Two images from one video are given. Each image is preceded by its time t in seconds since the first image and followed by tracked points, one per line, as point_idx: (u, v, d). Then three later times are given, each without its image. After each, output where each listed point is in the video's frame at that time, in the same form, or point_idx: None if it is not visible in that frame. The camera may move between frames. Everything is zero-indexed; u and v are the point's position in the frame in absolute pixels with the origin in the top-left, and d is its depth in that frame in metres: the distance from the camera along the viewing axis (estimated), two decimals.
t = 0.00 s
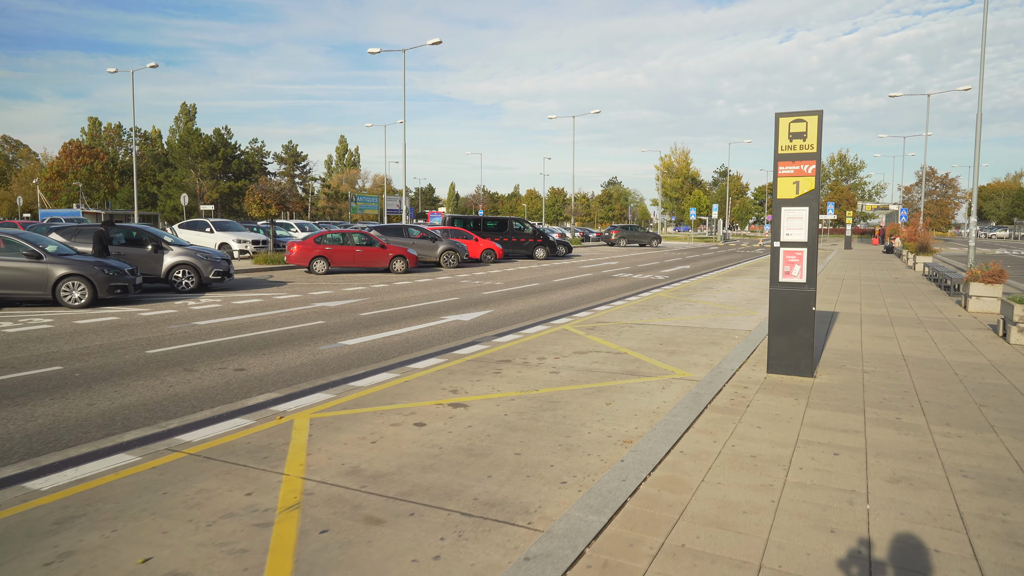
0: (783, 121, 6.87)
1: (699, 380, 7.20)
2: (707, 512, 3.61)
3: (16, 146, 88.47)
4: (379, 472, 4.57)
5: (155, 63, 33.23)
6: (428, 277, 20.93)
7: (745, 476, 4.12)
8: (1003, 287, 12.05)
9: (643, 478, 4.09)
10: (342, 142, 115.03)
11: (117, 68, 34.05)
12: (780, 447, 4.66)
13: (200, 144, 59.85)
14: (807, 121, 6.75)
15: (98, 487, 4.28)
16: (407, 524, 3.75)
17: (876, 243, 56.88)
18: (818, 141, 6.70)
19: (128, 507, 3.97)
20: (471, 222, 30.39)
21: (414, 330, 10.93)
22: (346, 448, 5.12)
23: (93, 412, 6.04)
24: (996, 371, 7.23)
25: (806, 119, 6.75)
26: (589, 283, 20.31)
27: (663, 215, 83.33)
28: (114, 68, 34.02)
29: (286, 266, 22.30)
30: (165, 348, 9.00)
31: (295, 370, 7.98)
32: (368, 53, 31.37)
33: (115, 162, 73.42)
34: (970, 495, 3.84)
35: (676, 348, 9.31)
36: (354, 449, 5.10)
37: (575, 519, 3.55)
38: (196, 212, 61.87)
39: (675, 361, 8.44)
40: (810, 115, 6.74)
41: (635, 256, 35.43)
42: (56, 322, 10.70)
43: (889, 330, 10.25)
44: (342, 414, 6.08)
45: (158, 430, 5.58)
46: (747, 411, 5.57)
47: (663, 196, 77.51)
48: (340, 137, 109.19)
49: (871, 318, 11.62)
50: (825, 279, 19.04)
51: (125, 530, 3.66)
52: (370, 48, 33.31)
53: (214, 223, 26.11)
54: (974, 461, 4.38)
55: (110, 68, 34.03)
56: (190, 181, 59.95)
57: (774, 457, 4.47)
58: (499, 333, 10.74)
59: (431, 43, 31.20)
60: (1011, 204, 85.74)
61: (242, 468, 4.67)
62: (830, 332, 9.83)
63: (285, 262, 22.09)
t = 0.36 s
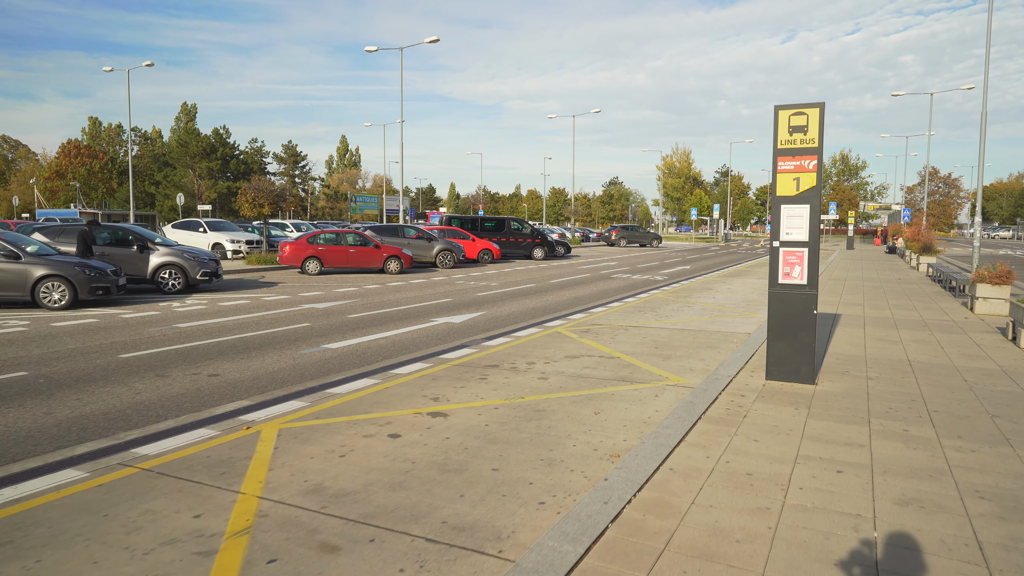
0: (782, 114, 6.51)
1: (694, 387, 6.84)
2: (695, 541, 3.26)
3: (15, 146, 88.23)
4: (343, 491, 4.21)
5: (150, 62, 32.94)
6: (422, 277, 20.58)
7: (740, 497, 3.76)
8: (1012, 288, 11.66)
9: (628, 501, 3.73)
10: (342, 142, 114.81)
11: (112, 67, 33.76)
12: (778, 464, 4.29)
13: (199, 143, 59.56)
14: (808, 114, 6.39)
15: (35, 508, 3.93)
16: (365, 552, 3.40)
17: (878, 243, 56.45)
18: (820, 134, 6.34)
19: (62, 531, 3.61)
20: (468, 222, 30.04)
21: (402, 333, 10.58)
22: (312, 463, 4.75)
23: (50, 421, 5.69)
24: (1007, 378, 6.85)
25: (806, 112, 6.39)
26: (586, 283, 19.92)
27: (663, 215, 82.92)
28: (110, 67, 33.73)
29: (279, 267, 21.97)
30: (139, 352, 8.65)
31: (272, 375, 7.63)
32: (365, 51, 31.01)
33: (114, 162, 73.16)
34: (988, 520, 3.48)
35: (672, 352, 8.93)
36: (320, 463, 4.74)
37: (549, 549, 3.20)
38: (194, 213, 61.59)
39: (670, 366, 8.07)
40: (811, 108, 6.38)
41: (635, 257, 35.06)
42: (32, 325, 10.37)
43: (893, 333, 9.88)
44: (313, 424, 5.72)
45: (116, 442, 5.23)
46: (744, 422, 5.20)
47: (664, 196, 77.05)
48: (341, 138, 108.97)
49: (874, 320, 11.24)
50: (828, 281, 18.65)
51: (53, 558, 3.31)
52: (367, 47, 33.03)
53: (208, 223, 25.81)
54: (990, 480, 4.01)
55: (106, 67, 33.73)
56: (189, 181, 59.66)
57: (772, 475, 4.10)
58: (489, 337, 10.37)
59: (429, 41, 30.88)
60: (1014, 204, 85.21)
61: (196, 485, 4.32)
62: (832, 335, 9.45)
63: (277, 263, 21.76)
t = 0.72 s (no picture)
0: (782, 106, 6.13)
1: (689, 396, 6.45)
2: None
3: (15, 146, 88.02)
4: (298, 516, 3.84)
5: (145, 60, 32.91)
6: (416, 278, 20.21)
7: (732, 527, 3.38)
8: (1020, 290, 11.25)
9: (608, 531, 3.35)
10: (342, 142, 114.52)
11: (108, 65, 33.49)
12: (777, 486, 3.91)
13: (197, 143, 59.25)
14: (809, 106, 6.01)
15: None
16: None
17: (881, 243, 55.97)
18: (823, 128, 5.96)
19: None
20: (466, 222, 29.66)
21: (388, 336, 10.20)
22: (270, 482, 4.37)
23: None
24: (1021, 386, 6.46)
25: (808, 104, 6.01)
26: (583, 284, 19.54)
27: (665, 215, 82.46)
28: (106, 65, 33.46)
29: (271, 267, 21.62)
30: (110, 357, 8.27)
31: (245, 383, 7.24)
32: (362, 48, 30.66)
33: (113, 161, 72.89)
34: (1011, 555, 3.09)
35: (667, 358, 8.54)
36: (278, 483, 4.36)
37: None
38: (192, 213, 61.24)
39: (664, 373, 7.69)
40: (813, 99, 6.00)
41: (634, 257, 34.66)
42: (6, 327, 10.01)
43: (899, 337, 9.48)
44: (279, 437, 5.33)
45: (63, 457, 4.85)
46: (739, 437, 4.81)
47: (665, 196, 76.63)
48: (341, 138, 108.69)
49: (879, 324, 10.84)
50: (830, 282, 18.25)
51: None
52: (364, 45, 32.68)
53: (200, 223, 25.47)
54: (1010, 506, 3.62)
55: (101, 65, 33.48)
56: (187, 181, 59.36)
57: (769, 500, 3.72)
58: (478, 340, 9.99)
59: (426, 39, 30.50)
60: (1017, 204, 84.67)
61: (138, 507, 3.94)
62: (835, 340, 9.05)
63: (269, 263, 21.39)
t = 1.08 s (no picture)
0: (779, 98, 5.75)
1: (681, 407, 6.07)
2: None
3: (14, 146, 87.81)
4: (241, 548, 3.47)
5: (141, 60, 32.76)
6: (410, 279, 19.85)
7: (720, 567, 3.00)
8: None
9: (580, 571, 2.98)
10: (343, 143, 114.24)
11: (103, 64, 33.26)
12: (772, 515, 3.53)
13: (195, 143, 58.96)
14: (808, 97, 5.63)
15: None
16: None
17: (883, 243, 55.53)
18: (823, 121, 5.58)
19: None
20: (463, 222, 29.30)
21: (372, 341, 9.82)
22: (218, 506, 4.00)
23: None
24: None
25: (807, 95, 5.63)
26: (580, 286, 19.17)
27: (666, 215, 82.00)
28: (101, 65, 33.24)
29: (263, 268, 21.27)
30: (77, 363, 7.89)
31: (214, 391, 6.86)
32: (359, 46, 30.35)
33: (111, 162, 72.61)
34: None
35: (659, 364, 8.15)
36: (226, 507, 3.97)
37: None
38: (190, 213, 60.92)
39: (657, 380, 7.31)
40: (812, 90, 5.62)
41: (634, 258, 34.28)
42: None
43: (902, 342, 9.09)
44: (237, 453, 4.93)
45: None
46: (732, 456, 4.42)
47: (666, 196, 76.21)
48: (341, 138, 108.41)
49: (882, 328, 10.44)
50: (832, 283, 17.87)
51: None
52: (360, 43, 32.36)
53: (193, 223, 25.13)
54: None
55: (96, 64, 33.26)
56: (185, 181, 59.08)
57: (762, 533, 3.33)
58: (465, 345, 9.60)
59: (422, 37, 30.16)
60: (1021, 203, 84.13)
61: (66, 537, 3.57)
62: (837, 345, 8.66)
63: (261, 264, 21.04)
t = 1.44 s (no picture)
0: (788, 90, 5.35)
1: (682, 421, 5.67)
2: None
3: (23, 148, 88.22)
4: None
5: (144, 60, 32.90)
6: (411, 281, 19.52)
7: None
8: None
9: None
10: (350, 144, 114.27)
11: (106, 65, 33.29)
12: (782, 555, 3.13)
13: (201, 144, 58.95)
14: (819, 89, 5.22)
15: None
16: None
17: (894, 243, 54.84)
18: (835, 115, 5.17)
19: None
20: (466, 223, 28.98)
21: (363, 347, 9.46)
22: (171, 536, 3.63)
23: None
24: None
25: (817, 87, 5.23)
26: (584, 289, 18.80)
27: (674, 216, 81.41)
28: (104, 65, 33.29)
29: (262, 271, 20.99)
30: (53, 371, 7.54)
31: (191, 402, 6.49)
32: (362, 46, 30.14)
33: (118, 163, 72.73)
34: None
35: (661, 372, 7.74)
36: (179, 536, 3.61)
37: None
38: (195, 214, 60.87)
39: (658, 391, 6.90)
40: (823, 82, 5.22)
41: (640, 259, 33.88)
42: None
43: (919, 350, 8.64)
44: (202, 472, 4.56)
45: None
46: (737, 481, 4.03)
47: (674, 197, 75.68)
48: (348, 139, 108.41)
49: (896, 333, 9.99)
50: (843, 286, 17.39)
51: None
52: (363, 43, 32.16)
53: (193, 224, 24.91)
54: None
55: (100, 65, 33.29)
56: (191, 182, 59.10)
57: None
58: (460, 352, 9.22)
59: (426, 37, 29.90)
60: None
61: None
62: (848, 353, 8.23)
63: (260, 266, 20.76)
